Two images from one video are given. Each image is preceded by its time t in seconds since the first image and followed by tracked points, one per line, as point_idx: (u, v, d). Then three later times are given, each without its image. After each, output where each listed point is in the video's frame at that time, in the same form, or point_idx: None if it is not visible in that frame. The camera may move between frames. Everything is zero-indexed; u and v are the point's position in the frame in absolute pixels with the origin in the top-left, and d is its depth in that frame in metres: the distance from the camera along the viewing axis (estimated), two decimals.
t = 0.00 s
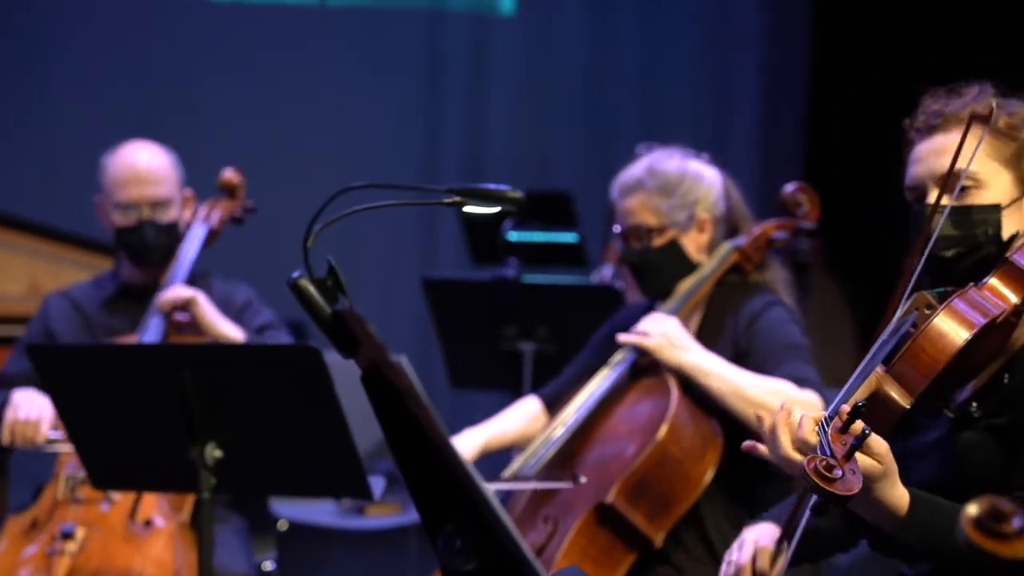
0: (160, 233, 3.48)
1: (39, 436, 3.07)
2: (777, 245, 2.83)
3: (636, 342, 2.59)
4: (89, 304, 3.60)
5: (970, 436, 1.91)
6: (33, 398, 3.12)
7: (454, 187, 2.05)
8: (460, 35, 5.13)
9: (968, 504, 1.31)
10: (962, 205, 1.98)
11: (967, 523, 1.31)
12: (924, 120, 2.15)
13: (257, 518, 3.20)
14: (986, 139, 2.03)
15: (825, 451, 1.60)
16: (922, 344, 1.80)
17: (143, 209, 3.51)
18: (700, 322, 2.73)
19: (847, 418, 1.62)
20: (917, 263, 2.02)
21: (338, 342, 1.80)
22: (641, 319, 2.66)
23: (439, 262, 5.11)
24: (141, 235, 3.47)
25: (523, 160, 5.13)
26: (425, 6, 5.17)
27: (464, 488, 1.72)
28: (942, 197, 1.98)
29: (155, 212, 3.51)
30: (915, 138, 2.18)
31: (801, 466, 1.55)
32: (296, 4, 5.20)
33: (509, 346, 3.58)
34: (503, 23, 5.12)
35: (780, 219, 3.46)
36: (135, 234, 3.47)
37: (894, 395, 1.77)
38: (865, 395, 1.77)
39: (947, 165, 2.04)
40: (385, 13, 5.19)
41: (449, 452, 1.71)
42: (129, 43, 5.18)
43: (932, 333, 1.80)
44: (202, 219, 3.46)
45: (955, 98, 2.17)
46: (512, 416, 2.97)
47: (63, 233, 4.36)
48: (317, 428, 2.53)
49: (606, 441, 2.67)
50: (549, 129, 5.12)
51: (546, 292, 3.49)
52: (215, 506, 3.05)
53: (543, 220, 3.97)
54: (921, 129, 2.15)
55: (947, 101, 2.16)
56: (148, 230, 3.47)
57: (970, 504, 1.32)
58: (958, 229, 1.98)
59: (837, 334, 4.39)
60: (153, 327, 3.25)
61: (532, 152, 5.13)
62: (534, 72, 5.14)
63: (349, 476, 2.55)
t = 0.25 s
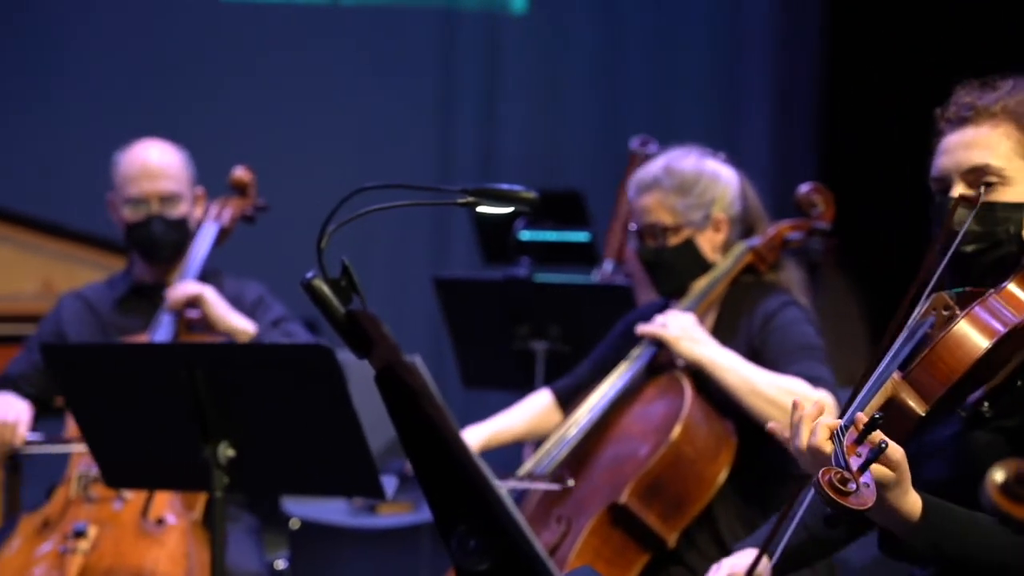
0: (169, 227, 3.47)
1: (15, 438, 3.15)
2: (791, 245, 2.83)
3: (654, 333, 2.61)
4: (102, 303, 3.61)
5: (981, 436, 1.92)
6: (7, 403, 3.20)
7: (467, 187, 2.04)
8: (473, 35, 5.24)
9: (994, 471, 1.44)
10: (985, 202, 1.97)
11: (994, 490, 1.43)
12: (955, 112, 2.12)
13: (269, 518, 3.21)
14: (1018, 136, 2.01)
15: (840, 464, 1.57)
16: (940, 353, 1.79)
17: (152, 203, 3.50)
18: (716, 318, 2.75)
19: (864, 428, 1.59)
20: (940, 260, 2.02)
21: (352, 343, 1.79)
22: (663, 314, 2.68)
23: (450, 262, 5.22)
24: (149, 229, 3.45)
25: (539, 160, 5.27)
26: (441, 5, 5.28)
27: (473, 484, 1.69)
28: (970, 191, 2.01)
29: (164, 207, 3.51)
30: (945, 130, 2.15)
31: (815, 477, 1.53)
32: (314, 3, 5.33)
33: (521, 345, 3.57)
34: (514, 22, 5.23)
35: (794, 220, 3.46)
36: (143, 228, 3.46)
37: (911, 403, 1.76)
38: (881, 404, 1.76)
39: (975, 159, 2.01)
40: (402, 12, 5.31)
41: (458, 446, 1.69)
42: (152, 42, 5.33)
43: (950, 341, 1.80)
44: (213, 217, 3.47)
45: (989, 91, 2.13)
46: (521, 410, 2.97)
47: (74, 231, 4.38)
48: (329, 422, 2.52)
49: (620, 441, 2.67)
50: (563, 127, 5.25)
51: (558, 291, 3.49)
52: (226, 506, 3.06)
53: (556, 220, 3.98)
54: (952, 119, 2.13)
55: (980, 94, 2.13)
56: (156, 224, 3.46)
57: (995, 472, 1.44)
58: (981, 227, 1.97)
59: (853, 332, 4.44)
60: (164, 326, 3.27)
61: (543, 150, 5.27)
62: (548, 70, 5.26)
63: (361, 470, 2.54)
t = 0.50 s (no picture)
0: (178, 228, 3.46)
1: None
2: (802, 245, 2.82)
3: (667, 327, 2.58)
4: (111, 304, 3.61)
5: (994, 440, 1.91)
6: None
7: (477, 187, 2.03)
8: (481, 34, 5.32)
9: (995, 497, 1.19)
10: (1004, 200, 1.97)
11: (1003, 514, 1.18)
12: (976, 108, 2.11)
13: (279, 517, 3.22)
14: None
15: (847, 479, 1.56)
16: (951, 362, 1.78)
17: (162, 204, 3.51)
18: (727, 319, 2.74)
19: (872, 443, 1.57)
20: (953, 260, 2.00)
21: (363, 342, 1.78)
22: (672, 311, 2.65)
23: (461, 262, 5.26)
24: (159, 229, 3.45)
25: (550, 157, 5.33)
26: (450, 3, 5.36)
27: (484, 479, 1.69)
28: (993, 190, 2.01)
29: (173, 207, 3.51)
30: (965, 126, 2.14)
31: (822, 494, 1.52)
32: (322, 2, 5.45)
33: (531, 345, 3.58)
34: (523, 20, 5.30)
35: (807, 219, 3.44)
36: (153, 229, 3.46)
37: (922, 412, 1.75)
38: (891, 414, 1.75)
39: (996, 157, 2.01)
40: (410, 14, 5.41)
41: (468, 442, 1.69)
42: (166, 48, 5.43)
43: (964, 350, 1.78)
44: (223, 218, 3.47)
45: (1010, 89, 2.13)
46: (524, 402, 2.98)
47: (83, 231, 4.39)
48: (339, 417, 2.51)
49: (630, 442, 2.67)
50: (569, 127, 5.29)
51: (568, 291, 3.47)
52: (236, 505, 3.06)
53: (567, 220, 3.97)
54: (974, 115, 2.11)
55: (1002, 91, 2.12)
56: (166, 225, 3.46)
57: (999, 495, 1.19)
58: (998, 225, 1.96)
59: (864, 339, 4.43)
60: (175, 324, 3.26)
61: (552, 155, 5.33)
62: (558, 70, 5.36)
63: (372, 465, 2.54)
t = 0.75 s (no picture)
0: (186, 231, 3.48)
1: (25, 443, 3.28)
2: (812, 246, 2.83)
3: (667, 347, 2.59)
4: (122, 305, 3.62)
5: (1005, 442, 1.92)
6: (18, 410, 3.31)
7: (489, 190, 2.01)
8: (495, 36, 5.55)
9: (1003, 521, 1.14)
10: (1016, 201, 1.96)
11: None
12: (991, 110, 2.11)
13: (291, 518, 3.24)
14: None
15: (855, 473, 1.57)
16: (962, 360, 1.78)
17: (169, 207, 3.50)
18: (736, 321, 2.75)
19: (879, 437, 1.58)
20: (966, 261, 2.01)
21: (375, 344, 1.79)
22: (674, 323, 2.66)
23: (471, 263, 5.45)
24: (166, 232, 3.47)
25: (560, 158, 5.57)
26: (461, 5, 5.57)
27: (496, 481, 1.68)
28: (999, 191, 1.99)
29: (180, 210, 3.50)
30: (979, 127, 2.14)
31: (830, 486, 1.53)
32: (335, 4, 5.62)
33: (542, 347, 3.59)
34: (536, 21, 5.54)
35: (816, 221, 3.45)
36: (161, 232, 3.48)
37: (931, 409, 1.76)
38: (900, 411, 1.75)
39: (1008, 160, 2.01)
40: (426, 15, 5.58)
41: (479, 444, 1.68)
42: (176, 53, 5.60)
43: (974, 347, 1.79)
44: (232, 220, 3.48)
45: None
46: (537, 408, 2.98)
47: (93, 233, 4.41)
48: (350, 419, 2.52)
49: (640, 444, 2.67)
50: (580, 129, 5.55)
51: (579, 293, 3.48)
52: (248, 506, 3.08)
53: (577, 221, 3.97)
54: (987, 118, 2.12)
55: (1018, 92, 2.11)
56: (174, 227, 3.48)
57: None
58: (1011, 228, 1.96)
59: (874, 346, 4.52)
60: (186, 327, 3.28)
61: (564, 154, 5.56)
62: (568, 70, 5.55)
63: (382, 464, 2.54)
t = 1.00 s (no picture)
0: (196, 230, 3.46)
1: (78, 435, 3.18)
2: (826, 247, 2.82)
3: (684, 342, 2.58)
4: (136, 306, 3.63)
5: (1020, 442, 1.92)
6: (69, 403, 3.24)
7: (502, 190, 1.96)
8: (506, 36, 5.57)
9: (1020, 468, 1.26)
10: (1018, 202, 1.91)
11: None
12: (991, 114, 2.12)
13: (301, 517, 3.24)
14: None
15: (877, 474, 1.57)
16: (977, 360, 1.75)
17: (180, 207, 3.52)
18: (748, 322, 2.72)
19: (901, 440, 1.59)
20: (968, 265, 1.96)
21: (389, 345, 1.78)
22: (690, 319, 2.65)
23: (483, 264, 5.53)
24: (177, 232, 3.45)
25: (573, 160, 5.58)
26: (473, 6, 5.59)
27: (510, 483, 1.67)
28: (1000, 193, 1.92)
29: (191, 210, 3.52)
30: (981, 131, 2.14)
31: (853, 488, 1.52)
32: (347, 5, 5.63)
33: (554, 347, 3.60)
34: (548, 21, 5.56)
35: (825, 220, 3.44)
36: (172, 232, 3.45)
37: (948, 410, 1.74)
38: (919, 413, 1.75)
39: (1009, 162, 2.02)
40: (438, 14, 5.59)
41: (492, 444, 1.66)
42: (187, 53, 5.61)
43: (988, 348, 1.75)
44: (244, 220, 3.48)
45: None
46: (558, 414, 2.97)
47: (107, 234, 4.41)
48: (363, 419, 2.52)
49: (653, 444, 2.67)
50: (592, 127, 5.56)
51: (590, 292, 3.48)
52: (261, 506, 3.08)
53: (589, 222, 3.99)
54: (988, 122, 2.13)
55: (1017, 94, 2.13)
56: (184, 227, 3.46)
57: None
58: (1016, 230, 1.91)
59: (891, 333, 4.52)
60: (197, 327, 3.29)
61: (577, 153, 5.58)
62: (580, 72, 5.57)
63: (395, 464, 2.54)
